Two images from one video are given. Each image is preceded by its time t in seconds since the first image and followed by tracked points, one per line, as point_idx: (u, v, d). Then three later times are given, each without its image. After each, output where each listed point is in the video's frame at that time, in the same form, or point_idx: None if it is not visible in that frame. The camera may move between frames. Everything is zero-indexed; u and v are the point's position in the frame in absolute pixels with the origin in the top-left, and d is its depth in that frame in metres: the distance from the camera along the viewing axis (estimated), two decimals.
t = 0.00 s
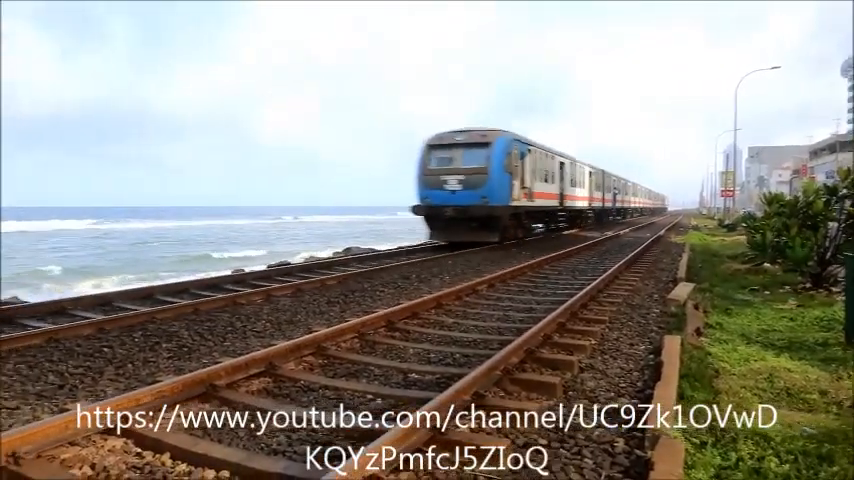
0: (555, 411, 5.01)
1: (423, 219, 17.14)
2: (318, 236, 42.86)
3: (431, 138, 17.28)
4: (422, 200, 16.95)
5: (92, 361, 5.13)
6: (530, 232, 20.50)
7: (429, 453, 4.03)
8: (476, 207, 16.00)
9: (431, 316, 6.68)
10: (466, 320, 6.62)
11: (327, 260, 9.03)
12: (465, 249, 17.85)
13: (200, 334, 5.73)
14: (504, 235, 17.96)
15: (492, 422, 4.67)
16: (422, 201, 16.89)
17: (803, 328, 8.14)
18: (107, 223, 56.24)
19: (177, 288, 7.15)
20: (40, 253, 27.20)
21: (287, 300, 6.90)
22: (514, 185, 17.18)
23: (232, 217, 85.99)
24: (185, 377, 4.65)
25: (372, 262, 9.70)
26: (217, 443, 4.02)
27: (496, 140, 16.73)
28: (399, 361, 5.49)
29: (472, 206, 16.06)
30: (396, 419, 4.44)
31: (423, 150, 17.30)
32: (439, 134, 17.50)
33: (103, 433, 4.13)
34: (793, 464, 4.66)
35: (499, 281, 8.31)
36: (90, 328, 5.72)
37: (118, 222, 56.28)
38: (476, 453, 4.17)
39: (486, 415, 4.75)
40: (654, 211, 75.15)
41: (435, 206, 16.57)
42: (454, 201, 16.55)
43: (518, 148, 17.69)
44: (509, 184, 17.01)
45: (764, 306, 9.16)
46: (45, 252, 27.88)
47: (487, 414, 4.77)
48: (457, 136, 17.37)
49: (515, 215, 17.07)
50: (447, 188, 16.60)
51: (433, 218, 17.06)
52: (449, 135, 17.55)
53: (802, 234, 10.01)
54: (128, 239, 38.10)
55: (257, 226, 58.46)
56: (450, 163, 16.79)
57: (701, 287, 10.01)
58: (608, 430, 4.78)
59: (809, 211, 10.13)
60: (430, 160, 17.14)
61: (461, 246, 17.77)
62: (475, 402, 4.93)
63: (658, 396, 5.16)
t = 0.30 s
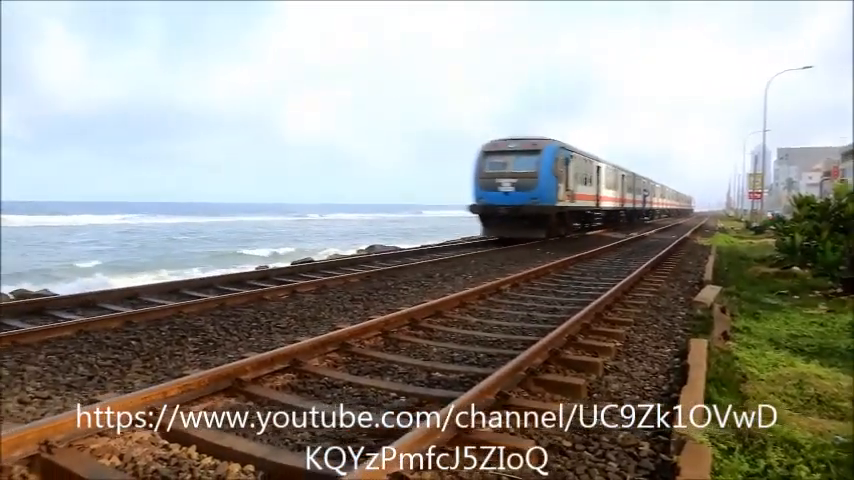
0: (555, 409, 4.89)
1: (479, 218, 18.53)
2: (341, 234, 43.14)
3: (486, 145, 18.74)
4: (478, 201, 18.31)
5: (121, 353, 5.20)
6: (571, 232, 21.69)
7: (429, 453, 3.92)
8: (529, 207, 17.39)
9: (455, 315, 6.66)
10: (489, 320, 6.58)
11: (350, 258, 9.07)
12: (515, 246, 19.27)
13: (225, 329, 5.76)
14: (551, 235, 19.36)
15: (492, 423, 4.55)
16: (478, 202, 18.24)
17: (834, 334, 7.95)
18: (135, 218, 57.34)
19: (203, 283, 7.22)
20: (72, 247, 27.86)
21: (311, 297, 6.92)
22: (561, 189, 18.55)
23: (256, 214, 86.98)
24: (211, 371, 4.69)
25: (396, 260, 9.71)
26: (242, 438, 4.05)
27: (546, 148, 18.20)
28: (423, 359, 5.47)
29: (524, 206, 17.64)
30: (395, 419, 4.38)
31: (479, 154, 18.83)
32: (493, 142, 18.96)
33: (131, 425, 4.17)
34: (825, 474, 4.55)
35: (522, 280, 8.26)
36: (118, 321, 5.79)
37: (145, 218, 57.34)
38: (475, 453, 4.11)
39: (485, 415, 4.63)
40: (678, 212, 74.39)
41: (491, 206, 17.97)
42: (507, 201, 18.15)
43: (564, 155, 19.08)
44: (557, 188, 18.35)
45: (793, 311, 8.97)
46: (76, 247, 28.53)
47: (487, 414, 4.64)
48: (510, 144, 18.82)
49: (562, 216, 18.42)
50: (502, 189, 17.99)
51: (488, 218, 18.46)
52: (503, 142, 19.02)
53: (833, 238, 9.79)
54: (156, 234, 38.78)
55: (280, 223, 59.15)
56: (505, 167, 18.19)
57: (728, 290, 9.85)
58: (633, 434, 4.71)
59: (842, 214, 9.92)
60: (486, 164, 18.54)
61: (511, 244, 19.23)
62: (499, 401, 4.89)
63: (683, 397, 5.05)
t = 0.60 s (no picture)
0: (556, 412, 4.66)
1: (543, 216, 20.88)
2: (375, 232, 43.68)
3: (549, 151, 21.08)
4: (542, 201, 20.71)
5: (163, 348, 5.29)
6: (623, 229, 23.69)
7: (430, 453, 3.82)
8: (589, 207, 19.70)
9: (491, 314, 6.61)
10: (526, 320, 6.52)
11: (386, 257, 9.11)
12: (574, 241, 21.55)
13: (264, 326, 5.82)
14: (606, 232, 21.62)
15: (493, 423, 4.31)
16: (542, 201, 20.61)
17: None
18: (176, 217, 59.02)
19: (242, 281, 7.32)
20: (117, 245, 28.80)
21: (348, 295, 6.96)
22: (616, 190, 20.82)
23: (290, 212, 88.53)
24: (251, 368, 4.73)
25: (431, 259, 9.72)
26: (283, 435, 4.08)
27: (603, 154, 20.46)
28: (460, 359, 5.44)
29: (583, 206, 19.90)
30: (395, 420, 4.33)
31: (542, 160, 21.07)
32: (555, 149, 21.32)
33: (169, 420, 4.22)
34: None
35: (559, 281, 8.16)
36: (160, 317, 5.90)
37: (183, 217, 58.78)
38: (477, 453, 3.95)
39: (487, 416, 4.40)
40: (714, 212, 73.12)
41: (554, 205, 20.35)
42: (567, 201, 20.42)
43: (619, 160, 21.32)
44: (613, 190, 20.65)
45: (840, 315, 8.67)
46: (120, 244, 29.45)
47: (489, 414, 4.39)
48: (570, 150, 21.16)
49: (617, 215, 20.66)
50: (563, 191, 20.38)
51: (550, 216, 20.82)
52: (563, 149, 21.39)
53: None
54: (197, 232, 39.83)
55: (314, 221, 60.06)
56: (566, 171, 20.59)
57: (770, 292, 9.59)
58: (675, 437, 4.60)
59: None
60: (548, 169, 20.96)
61: (570, 240, 21.56)
62: (538, 402, 4.83)
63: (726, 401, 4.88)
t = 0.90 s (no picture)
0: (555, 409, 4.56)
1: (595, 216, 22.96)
2: (405, 232, 44.16)
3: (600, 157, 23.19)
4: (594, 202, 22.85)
5: (198, 346, 5.36)
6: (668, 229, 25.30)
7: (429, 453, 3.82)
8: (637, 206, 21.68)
9: (522, 315, 6.57)
10: (558, 321, 6.46)
11: (417, 257, 9.14)
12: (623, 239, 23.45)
13: (296, 325, 5.86)
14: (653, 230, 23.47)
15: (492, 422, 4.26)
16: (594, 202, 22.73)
17: None
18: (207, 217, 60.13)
19: (274, 280, 7.40)
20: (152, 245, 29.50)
21: (379, 295, 6.99)
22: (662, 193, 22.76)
23: (320, 213, 89.53)
24: (285, 366, 4.77)
25: (461, 260, 9.73)
26: (316, 433, 4.10)
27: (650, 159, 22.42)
28: (491, 359, 5.42)
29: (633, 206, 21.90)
30: (394, 420, 4.35)
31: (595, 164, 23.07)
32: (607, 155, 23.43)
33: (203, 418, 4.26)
34: None
35: (590, 282, 8.08)
36: (194, 315, 5.99)
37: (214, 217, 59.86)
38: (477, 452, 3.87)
39: (486, 415, 4.38)
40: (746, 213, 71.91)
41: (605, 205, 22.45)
42: (618, 202, 22.49)
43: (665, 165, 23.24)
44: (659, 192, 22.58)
45: None
46: (156, 244, 30.17)
47: (488, 414, 4.40)
48: (621, 156, 23.25)
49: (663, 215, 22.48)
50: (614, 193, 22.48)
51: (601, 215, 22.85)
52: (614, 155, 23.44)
53: None
54: (230, 232, 40.68)
55: (342, 221, 60.72)
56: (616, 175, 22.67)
57: (808, 296, 9.35)
58: (711, 442, 4.51)
59: None
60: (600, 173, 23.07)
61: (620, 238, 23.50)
62: (571, 403, 4.77)
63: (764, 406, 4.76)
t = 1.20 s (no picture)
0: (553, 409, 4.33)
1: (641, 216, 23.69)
2: (431, 232, 44.30)
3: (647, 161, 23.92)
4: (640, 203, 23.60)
5: (228, 345, 5.41)
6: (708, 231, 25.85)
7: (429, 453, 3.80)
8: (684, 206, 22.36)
9: (551, 317, 6.51)
10: (587, 323, 6.39)
11: (444, 257, 9.13)
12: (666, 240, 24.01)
13: (325, 325, 5.89)
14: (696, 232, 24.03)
15: (491, 422, 4.23)
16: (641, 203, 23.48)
17: None
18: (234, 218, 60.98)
19: (303, 280, 7.44)
20: (182, 245, 30.00)
21: (406, 295, 6.99)
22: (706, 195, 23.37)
23: (344, 213, 90.23)
24: (314, 366, 4.78)
25: (487, 260, 9.69)
26: (345, 434, 4.10)
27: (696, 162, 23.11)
28: (520, 361, 5.38)
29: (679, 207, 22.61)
30: (395, 420, 4.35)
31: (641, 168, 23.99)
32: (652, 159, 24.17)
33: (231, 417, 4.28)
34: None
35: (619, 283, 7.98)
36: (223, 314, 6.05)
37: (241, 218, 60.68)
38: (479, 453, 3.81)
39: (486, 416, 4.37)
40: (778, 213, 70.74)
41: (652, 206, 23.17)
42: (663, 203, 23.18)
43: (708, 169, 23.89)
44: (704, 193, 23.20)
45: None
46: (186, 244, 30.66)
47: (488, 414, 4.38)
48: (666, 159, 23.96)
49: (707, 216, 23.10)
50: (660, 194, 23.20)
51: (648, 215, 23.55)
52: (659, 159, 24.17)
53: None
54: (258, 231, 41.22)
55: (368, 222, 61.14)
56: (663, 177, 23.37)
57: (845, 298, 9.11)
58: (745, 447, 4.40)
59: None
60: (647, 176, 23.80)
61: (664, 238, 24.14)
62: (602, 404, 4.71)
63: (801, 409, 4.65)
